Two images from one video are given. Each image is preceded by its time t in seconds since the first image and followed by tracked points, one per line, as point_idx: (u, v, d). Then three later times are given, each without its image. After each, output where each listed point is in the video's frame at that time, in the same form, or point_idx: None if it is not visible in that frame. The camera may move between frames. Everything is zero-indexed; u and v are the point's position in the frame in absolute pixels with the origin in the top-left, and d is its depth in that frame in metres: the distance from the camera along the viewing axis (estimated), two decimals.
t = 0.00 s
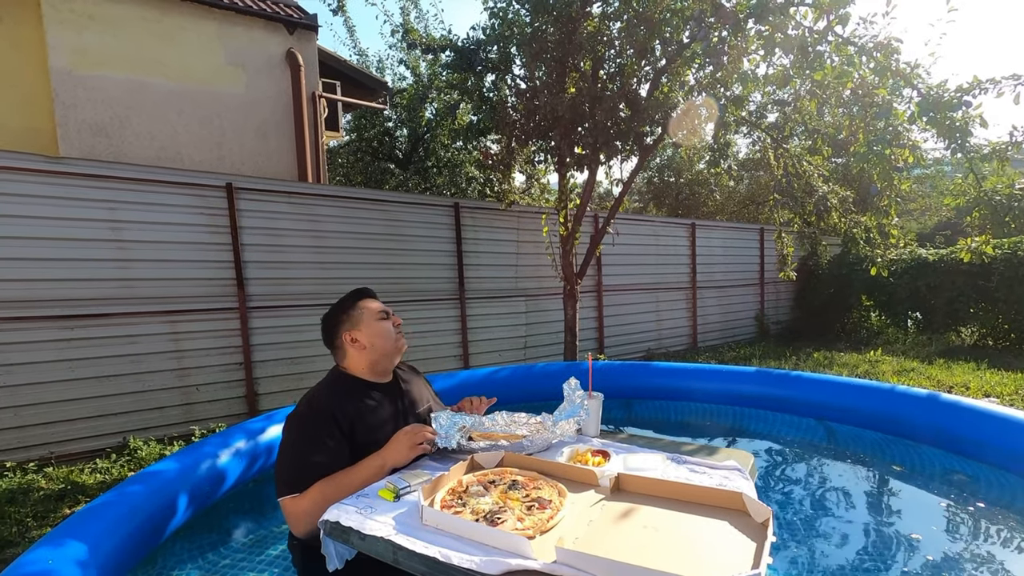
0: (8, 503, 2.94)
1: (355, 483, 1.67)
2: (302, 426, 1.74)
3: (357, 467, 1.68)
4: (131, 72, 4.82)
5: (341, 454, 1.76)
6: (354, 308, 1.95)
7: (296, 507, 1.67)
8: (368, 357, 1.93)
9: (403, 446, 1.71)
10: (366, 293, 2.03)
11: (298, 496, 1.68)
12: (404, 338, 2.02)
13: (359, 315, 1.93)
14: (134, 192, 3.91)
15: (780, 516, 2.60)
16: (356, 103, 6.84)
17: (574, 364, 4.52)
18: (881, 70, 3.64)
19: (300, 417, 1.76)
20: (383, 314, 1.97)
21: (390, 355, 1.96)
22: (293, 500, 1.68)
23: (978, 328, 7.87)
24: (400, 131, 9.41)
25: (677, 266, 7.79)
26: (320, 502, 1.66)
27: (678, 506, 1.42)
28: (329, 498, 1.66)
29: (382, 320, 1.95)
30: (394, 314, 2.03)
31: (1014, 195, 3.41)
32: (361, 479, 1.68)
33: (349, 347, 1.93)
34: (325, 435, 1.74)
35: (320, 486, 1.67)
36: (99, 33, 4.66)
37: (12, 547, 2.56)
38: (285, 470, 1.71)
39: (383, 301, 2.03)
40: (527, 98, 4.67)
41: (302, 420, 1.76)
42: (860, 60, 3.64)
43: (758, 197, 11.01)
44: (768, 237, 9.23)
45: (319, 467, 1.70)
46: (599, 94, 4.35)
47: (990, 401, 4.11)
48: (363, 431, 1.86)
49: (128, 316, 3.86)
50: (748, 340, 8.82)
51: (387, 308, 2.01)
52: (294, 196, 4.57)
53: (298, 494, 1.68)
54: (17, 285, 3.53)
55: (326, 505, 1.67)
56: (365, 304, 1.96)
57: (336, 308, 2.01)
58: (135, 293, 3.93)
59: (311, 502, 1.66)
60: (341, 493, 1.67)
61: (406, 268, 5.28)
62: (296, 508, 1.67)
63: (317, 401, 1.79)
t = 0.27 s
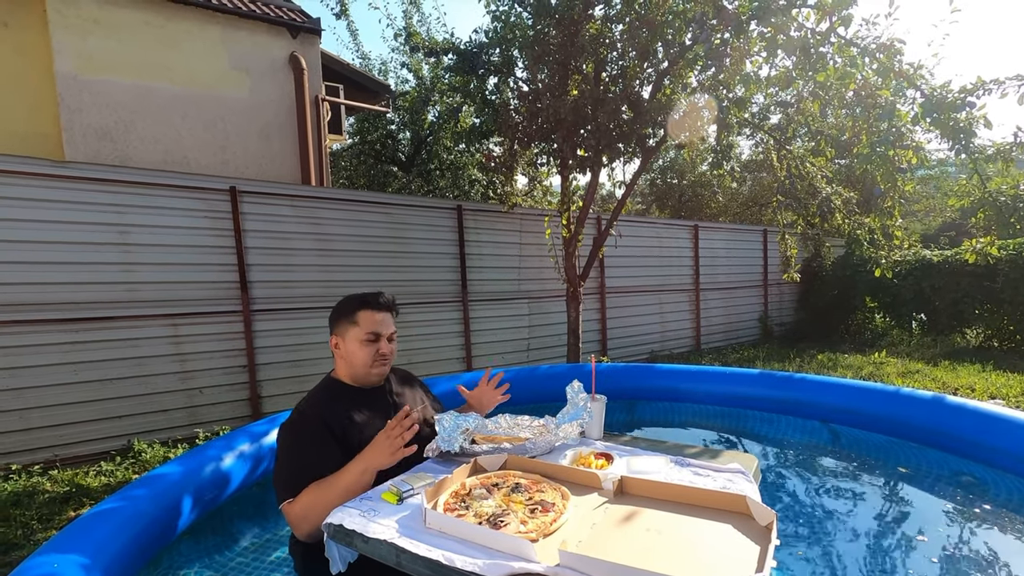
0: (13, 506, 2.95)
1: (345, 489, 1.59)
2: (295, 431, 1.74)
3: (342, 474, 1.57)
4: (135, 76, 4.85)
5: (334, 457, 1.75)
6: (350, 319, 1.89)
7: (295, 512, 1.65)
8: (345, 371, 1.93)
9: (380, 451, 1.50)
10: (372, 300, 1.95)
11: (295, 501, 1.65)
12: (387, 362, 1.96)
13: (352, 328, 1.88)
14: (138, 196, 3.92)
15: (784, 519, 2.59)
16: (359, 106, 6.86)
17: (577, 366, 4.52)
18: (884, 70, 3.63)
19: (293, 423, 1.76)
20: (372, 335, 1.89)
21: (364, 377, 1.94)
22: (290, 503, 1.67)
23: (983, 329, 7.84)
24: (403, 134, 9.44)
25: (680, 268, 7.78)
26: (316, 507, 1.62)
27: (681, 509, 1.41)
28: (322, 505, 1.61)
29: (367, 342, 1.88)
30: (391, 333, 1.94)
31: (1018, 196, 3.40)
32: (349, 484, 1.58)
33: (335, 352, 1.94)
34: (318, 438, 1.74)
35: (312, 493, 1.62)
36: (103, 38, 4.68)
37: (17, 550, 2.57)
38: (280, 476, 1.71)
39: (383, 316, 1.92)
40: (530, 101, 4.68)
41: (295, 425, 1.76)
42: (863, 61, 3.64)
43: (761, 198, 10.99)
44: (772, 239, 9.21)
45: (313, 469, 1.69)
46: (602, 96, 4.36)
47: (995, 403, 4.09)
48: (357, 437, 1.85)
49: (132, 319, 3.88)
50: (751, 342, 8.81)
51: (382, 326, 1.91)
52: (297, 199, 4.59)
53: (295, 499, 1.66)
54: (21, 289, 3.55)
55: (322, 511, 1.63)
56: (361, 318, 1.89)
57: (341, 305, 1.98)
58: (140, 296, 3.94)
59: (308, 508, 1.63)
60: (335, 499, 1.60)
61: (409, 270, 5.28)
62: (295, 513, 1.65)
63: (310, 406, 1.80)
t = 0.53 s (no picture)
0: (9, 505, 2.94)
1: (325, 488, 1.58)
2: (286, 430, 1.73)
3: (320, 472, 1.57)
4: (133, 74, 4.83)
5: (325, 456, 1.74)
6: (350, 320, 1.87)
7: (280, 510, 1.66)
8: (343, 372, 1.93)
9: (355, 450, 1.50)
10: (374, 301, 1.93)
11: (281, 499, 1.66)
12: (385, 364, 1.97)
13: (352, 330, 1.87)
14: (136, 194, 3.91)
15: (783, 518, 2.59)
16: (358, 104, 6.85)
17: (575, 365, 4.52)
18: (883, 71, 3.64)
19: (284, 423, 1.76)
20: (374, 338, 1.89)
21: (361, 378, 1.96)
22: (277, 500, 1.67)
23: (981, 330, 7.86)
24: (402, 133, 9.43)
25: (679, 268, 7.78)
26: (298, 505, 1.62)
27: (679, 508, 1.41)
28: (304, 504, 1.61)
29: (368, 346, 1.88)
30: (391, 335, 1.94)
31: (1016, 196, 3.40)
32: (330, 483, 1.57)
33: (333, 351, 1.93)
34: (310, 437, 1.73)
35: (296, 490, 1.62)
36: (101, 35, 4.67)
37: (14, 549, 2.56)
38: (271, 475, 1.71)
39: (385, 318, 1.92)
40: (529, 100, 4.67)
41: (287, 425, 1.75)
42: (862, 61, 3.64)
43: (760, 199, 11.00)
44: (770, 239, 9.22)
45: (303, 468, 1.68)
46: (601, 96, 4.36)
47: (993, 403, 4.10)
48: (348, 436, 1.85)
49: (129, 318, 3.87)
50: (749, 342, 8.81)
51: (384, 329, 1.91)
52: (295, 198, 4.58)
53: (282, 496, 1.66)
54: (18, 287, 3.54)
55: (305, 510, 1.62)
56: (361, 320, 1.87)
57: (339, 302, 1.95)
58: (137, 295, 3.93)
59: (292, 507, 1.63)
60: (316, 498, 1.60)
61: (407, 269, 5.28)
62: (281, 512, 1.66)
63: (302, 406, 1.80)
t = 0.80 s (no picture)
0: (10, 505, 2.95)
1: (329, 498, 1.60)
2: (289, 430, 1.73)
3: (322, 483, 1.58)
4: (134, 74, 4.84)
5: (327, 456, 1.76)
6: (353, 322, 1.89)
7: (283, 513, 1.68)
8: (344, 373, 1.94)
9: (355, 466, 1.51)
10: (377, 303, 1.94)
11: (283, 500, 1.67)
12: (387, 367, 1.97)
13: (354, 330, 1.88)
14: (136, 194, 3.92)
15: (782, 519, 2.60)
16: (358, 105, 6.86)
17: (574, 366, 4.53)
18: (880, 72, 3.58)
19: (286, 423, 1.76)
20: (376, 340, 1.89)
21: (363, 380, 1.95)
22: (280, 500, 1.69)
23: (980, 330, 7.87)
24: (402, 133, 9.44)
25: (679, 268, 7.80)
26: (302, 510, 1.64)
27: (678, 509, 1.42)
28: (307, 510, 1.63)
29: (369, 347, 1.89)
30: (393, 338, 1.94)
31: (1015, 198, 3.41)
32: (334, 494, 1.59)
33: (335, 352, 1.94)
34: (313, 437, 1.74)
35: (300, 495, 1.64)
36: (101, 36, 4.67)
37: (15, 549, 2.56)
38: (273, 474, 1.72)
39: (387, 320, 1.93)
40: (529, 101, 4.68)
41: (289, 425, 1.75)
42: (861, 62, 3.65)
43: (759, 199, 11.02)
44: (770, 239, 9.22)
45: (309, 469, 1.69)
46: (601, 97, 4.37)
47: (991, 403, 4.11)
48: (347, 436, 1.86)
49: (130, 318, 3.87)
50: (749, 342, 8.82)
51: (386, 331, 1.91)
52: (295, 198, 4.59)
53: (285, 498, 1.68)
54: (19, 287, 3.54)
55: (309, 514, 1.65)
56: (364, 322, 1.89)
57: (344, 305, 1.97)
58: (138, 295, 3.94)
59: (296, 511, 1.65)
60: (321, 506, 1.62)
61: (407, 269, 5.29)
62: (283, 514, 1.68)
63: (304, 407, 1.80)
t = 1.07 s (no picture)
0: (9, 506, 2.95)
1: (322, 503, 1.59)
2: (289, 429, 1.74)
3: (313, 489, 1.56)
4: (133, 75, 4.84)
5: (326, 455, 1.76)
6: (355, 321, 1.90)
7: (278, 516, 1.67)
8: (345, 373, 1.94)
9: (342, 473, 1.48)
10: (379, 304, 1.94)
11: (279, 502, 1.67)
12: (389, 369, 1.95)
13: (355, 330, 1.89)
14: (136, 194, 3.92)
15: (783, 520, 2.60)
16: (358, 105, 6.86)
17: (574, 366, 4.53)
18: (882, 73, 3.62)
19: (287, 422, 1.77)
20: (376, 340, 1.88)
21: (364, 382, 1.94)
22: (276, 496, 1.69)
23: (980, 330, 7.86)
24: (402, 133, 9.44)
25: (679, 268, 7.80)
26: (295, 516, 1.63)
27: (678, 510, 1.42)
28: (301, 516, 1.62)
29: (370, 347, 1.88)
30: (395, 339, 1.93)
31: (1015, 198, 3.41)
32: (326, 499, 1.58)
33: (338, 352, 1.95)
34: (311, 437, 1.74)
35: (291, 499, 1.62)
36: (101, 36, 4.67)
37: (14, 550, 2.56)
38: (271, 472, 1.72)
39: (388, 321, 1.92)
40: (529, 101, 4.68)
41: (290, 424, 1.76)
42: (861, 62, 3.65)
43: (759, 199, 11.01)
44: (770, 239, 9.22)
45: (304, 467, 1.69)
46: (601, 97, 4.37)
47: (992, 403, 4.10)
48: (349, 435, 1.86)
49: (129, 319, 3.87)
50: (749, 343, 8.82)
51: (387, 332, 1.90)
52: (295, 199, 4.58)
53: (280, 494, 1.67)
54: (18, 288, 3.54)
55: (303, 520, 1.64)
56: (365, 322, 1.89)
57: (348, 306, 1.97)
58: (138, 295, 3.94)
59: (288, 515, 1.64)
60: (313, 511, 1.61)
61: (407, 270, 5.28)
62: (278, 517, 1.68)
63: (305, 407, 1.80)
